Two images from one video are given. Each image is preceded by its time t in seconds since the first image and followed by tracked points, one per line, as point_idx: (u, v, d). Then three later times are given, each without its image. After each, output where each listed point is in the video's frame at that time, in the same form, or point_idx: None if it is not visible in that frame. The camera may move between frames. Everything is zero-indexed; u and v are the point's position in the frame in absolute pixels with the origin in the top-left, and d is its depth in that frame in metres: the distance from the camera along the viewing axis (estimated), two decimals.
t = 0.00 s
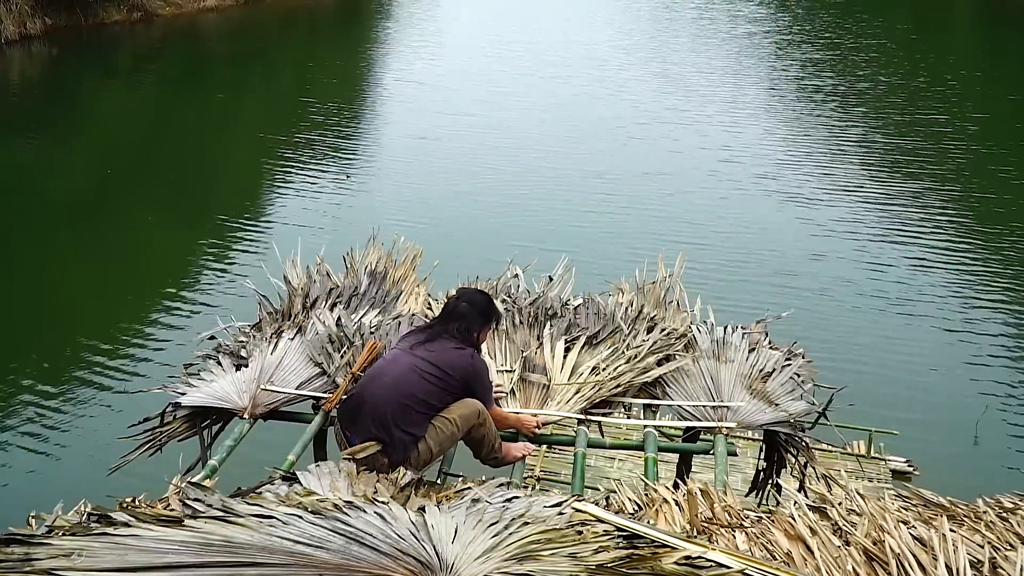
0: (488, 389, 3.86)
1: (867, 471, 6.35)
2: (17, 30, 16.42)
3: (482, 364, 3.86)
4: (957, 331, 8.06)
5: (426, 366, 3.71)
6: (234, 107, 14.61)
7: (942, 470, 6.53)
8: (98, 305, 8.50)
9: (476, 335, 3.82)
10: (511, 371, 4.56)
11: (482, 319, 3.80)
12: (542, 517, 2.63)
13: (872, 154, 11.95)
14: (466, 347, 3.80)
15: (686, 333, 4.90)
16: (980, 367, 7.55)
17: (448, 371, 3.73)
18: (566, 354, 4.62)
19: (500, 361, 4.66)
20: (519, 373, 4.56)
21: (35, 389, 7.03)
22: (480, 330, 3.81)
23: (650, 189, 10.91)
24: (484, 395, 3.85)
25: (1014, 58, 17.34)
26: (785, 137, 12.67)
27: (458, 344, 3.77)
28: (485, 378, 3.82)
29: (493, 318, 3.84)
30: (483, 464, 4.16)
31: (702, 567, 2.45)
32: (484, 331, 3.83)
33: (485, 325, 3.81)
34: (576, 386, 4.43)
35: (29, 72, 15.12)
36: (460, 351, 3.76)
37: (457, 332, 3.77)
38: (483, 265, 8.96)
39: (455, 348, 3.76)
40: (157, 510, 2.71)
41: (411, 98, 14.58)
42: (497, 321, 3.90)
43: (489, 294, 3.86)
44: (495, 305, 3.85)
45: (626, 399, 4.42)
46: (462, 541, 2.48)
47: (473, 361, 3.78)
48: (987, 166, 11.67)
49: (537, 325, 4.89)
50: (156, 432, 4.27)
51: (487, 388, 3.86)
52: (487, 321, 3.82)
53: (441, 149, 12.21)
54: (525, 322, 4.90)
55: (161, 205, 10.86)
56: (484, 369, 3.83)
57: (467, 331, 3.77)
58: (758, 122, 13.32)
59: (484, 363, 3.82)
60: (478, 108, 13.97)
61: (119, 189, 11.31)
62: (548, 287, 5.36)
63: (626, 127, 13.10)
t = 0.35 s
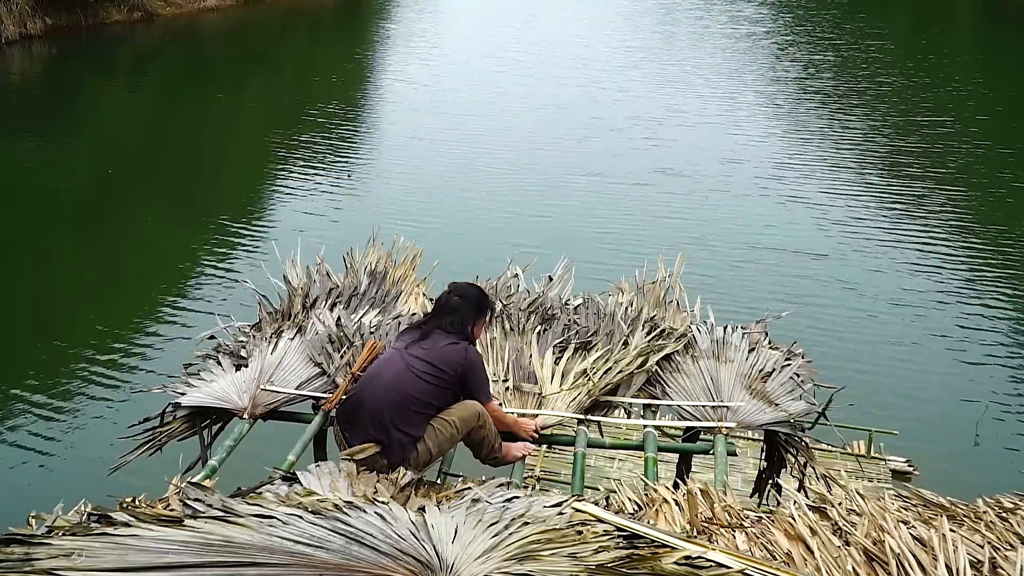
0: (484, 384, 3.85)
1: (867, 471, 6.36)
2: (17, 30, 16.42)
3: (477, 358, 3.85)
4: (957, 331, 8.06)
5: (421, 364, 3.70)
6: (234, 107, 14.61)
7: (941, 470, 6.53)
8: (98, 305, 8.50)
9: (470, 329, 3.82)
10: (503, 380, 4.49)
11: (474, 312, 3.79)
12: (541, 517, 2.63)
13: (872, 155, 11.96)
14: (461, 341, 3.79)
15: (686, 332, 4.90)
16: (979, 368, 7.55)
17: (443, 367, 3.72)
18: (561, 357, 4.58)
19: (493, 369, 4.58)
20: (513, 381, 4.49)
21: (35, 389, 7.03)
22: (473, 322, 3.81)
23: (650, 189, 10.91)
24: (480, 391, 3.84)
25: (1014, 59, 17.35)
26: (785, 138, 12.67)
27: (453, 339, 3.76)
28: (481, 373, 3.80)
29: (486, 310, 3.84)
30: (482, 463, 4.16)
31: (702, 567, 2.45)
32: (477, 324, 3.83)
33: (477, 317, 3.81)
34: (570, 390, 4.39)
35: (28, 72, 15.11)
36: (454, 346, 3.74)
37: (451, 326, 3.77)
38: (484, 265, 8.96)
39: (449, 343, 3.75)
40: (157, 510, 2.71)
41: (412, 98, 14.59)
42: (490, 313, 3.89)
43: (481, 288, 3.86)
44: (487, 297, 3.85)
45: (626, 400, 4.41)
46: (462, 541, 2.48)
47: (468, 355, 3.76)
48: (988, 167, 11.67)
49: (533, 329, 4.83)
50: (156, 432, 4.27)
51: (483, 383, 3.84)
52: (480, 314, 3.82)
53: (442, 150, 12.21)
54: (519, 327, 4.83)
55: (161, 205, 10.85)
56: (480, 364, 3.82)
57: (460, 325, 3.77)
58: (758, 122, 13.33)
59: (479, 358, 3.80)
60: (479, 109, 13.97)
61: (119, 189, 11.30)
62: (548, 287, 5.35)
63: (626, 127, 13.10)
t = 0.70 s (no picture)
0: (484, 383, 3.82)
1: (867, 471, 6.36)
2: (17, 29, 16.43)
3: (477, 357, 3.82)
4: (958, 332, 8.06)
5: (419, 363, 3.68)
6: (235, 107, 14.61)
7: (941, 470, 6.53)
8: (98, 305, 8.50)
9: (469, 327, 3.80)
10: (501, 384, 4.45)
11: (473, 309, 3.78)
12: (541, 517, 2.63)
13: (873, 156, 11.95)
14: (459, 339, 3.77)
15: (686, 332, 4.90)
16: (980, 368, 7.55)
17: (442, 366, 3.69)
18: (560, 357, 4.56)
19: (491, 371, 4.53)
20: (510, 385, 4.45)
21: (36, 388, 7.03)
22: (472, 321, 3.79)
23: (650, 190, 10.91)
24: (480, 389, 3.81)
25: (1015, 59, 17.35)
26: (785, 138, 12.67)
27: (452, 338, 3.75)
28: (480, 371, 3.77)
29: (486, 309, 3.82)
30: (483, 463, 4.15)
31: (702, 567, 2.45)
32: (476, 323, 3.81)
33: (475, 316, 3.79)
34: (569, 389, 4.36)
35: (29, 72, 15.12)
36: (453, 345, 3.72)
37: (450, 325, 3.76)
38: (483, 265, 8.96)
39: (447, 342, 3.73)
40: (157, 510, 2.71)
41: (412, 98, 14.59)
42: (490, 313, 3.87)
43: (480, 286, 3.85)
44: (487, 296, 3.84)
45: (626, 400, 4.40)
46: (462, 541, 2.48)
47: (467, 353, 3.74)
48: (989, 167, 11.67)
49: (532, 330, 4.80)
50: (156, 432, 4.27)
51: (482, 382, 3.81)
52: (479, 312, 3.80)
53: (442, 150, 12.22)
54: (518, 328, 4.79)
55: (161, 205, 10.85)
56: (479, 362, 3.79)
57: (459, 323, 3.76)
58: (758, 122, 13.33)
59: (478, 356, 3.78)
60: (479, 109, 13.96)
61: (119, 189, 11.30)
62: (548, 286, 5.35)
63: (626, 128, 13.10)
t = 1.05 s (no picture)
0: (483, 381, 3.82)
1: (867, 471, 6.36)
2: (17, 30, 16.44)
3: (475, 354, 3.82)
4: (958, 332, 8.06)
5: (416, 363, 3.68)
6: (235, 107, 14.62)
7: (941, 470, 6.54)
8: (98, 305, 8.50)
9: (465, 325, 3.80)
10: (501, 384, 4.43)
11: (469, 306, 3.78)
12: (542, 517, 2.63)
13: (874, 156, 11.95)
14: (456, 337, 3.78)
15: (686, 332, 4.91)
16: (980, 368, 7.55)
17: (439, 364, 3.69)
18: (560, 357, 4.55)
19: (491, 372, 4.51)
20: (510, 385, 4.42)
21: (36, 389, 7.03)
22: (469, 318, 3.79)
23: (650, 190, 10.91)
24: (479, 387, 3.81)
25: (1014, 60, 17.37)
26: (785, 138, 12.67)
27: (450, 336, 3.75)
28: (478, 369, 3.77)
29: (483, 306, 3.82)
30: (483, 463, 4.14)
31: (702, 567, 2.45)
32: (473, 321, 3.81)
33: (472, 313, 3.79)
34: (569, 389, 4.35)
35: (29, 72, 15.13)
36: (450, 343, 3.73)
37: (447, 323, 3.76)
38: (483, 266, 8.95)
39: (445, 340, 3.73)
40: (157, 510, 2.71)
41: (412, 98, 14.60)
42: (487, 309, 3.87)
43: (478, 283, 3.85)
44: (483, 293, 3.84)
45: (626, 400, 4.40)
46: (462, 541, 2.48)
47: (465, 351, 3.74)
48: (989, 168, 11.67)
49: (532, 331, 4.79)
50: (156, 432, 4.27)
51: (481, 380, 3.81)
52: (476, 310, 3.80)
53: (442, 150, 12.23)
54: (518, 328, 4.78)
55: (161, 205, 10.86)
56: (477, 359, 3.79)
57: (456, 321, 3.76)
58: (758, 123, 13.33)
59: (476, 353, 3.78)
60: (479, 110, 13.96)
61: (119, 189, 11.31)
62: (548, 286, 5.35)
63: (626, 128, 13.10)
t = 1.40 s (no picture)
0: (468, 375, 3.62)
1: (867, 471, 6.37)
2: (17, 30, 16.44)
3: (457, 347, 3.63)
4: (958, 333, 8.06)
5: (392, 361, 3.61)
6: (234, 107, 14.62)
7: (941, 470, 6.54)
8: (98, 305, 8.51)
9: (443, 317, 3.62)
10: (501, 383, 4.36)
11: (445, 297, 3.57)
12: (541, 517, 2.63)
13: (874, 156, 11.95)
14: (434, 330, 3.62)
15: (686, 332, 4.91)
16: (980, 369, 7.55)
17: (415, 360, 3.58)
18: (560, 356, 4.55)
19: (490, 372, 4.46)
20: (510, 385, 4.37)
21: (36, 389, 7.03)
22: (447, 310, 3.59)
23: (650, 190, 10.91)
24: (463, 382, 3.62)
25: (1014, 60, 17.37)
26: (785, 138, 12.68)
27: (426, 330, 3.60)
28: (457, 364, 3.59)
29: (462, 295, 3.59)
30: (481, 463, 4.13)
31: (702, 567, 2.46)
32: (450, 312, 3.60)
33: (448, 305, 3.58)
34: (570, 388, 4.34)
35: (28, 72, 15.14)
36: (423, 336, 3.59)
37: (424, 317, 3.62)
38: (483, 266, 8.95)
39: (420, 335, 3.59)
40: (157, 510, 2.71)
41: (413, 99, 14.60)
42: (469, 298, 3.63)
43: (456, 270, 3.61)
44: (463, 281, 3.60)
45: (626, 400, 4.39)
46: (462, 540, 2.48)
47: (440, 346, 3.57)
48: (989, 168, 11.67)
49: (532, 330, 4.79)
50: (156, 432, 4.26)
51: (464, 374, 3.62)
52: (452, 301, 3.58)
53: (441, 150, 12.22)
54: (518, 328, 4.78)
55: (161, 205, 10.86)
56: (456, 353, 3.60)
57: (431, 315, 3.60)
58: (758, 123, 13.33)
59: (455, 346, 3.60)
60: (479, 110, 13.95)
61: (119, 189, 11.31)
62: (548, 286, 5.35)
63: (625, 128, 13.10)
